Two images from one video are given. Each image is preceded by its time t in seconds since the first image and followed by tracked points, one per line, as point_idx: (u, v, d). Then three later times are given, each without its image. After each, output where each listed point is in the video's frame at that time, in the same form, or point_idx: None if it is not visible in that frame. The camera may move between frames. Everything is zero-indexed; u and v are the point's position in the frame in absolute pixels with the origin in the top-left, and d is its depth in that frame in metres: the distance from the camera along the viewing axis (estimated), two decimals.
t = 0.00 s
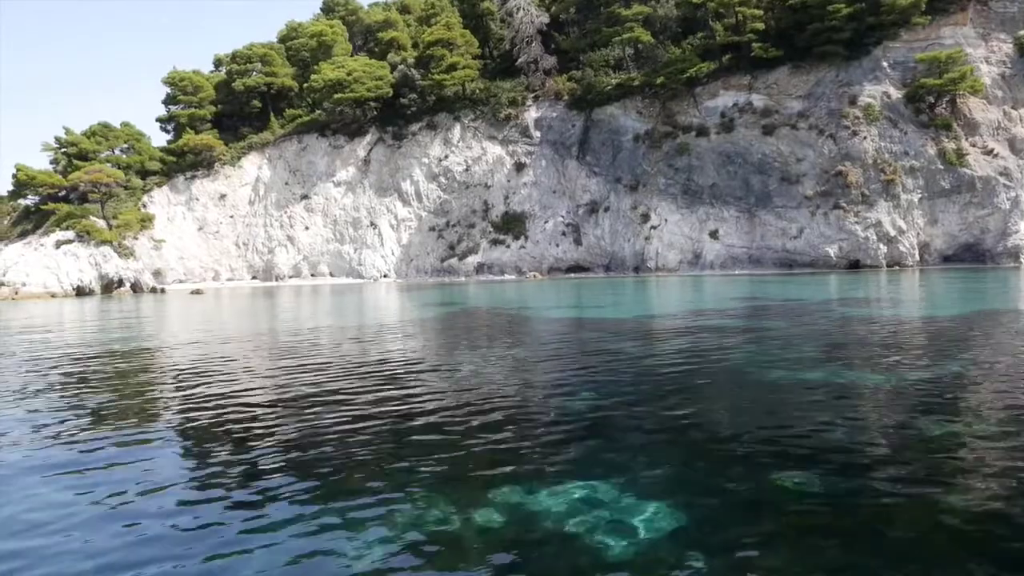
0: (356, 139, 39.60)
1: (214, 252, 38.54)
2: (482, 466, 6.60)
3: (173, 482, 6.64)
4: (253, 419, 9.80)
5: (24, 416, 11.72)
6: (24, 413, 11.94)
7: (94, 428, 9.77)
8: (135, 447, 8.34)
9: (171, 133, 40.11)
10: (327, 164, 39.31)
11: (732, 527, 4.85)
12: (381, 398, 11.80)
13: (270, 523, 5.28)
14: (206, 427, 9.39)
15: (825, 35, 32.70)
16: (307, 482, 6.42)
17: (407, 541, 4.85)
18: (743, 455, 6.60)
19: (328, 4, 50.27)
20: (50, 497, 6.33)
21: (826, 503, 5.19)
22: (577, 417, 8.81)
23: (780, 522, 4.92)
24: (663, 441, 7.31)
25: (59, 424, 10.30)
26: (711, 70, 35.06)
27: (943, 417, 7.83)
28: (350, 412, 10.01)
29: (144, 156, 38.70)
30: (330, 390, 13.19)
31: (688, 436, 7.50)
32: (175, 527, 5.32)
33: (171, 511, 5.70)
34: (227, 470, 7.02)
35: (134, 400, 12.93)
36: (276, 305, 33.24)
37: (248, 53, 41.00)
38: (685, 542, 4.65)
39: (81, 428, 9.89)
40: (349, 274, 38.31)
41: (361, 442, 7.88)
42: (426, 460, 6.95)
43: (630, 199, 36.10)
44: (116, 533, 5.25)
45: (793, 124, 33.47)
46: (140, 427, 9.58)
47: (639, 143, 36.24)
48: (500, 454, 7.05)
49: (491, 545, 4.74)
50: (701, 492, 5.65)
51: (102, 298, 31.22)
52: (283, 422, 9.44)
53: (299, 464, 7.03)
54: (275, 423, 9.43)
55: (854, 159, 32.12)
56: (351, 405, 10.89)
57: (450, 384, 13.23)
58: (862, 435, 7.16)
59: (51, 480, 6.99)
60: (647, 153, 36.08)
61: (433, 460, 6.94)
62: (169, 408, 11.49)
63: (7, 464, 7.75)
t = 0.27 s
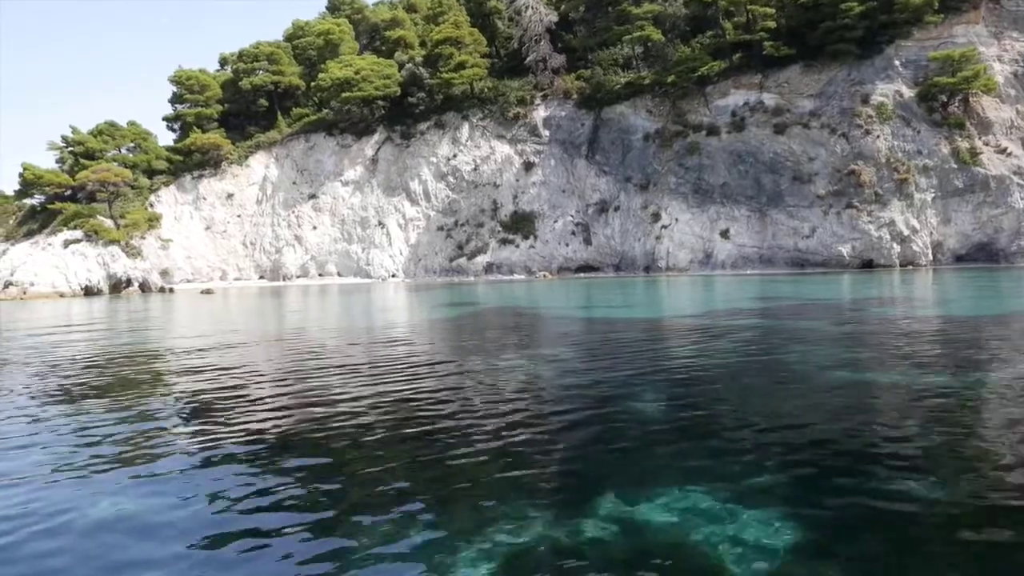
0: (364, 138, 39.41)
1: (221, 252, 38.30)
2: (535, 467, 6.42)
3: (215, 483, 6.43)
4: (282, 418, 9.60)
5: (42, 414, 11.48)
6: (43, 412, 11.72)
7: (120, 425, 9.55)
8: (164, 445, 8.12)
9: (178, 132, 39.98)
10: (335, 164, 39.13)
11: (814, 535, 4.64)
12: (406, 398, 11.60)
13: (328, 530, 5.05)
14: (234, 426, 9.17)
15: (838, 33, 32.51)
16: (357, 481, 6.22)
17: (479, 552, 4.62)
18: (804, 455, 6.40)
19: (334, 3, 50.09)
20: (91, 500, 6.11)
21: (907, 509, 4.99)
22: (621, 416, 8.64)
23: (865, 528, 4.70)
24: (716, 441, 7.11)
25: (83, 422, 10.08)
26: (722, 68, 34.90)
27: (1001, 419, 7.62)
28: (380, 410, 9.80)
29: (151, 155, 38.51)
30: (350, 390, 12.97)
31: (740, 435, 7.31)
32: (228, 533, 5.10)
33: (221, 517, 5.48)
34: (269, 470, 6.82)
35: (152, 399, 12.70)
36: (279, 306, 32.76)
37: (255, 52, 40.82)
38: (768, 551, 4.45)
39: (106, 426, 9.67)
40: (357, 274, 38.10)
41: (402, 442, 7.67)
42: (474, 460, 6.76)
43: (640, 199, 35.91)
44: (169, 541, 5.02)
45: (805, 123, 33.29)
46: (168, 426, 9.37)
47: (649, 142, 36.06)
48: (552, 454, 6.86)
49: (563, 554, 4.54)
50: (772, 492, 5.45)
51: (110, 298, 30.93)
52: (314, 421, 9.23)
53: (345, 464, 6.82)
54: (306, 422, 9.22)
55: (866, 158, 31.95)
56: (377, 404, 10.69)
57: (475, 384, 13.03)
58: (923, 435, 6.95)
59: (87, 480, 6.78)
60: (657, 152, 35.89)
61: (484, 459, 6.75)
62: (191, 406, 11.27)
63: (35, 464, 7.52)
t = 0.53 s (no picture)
0: (370, 137, 39.26)
1: (227, 251, 38.11)
2: (583, 472, 6.28)
3: (254, 486, 6.29)
4: (309, 419, 9.45)
5: (60, 413, 11.32)
6: (61, 411, 11.55)
7: (143, 425, 9.40)
8: (193, 447, 7.97)
9: (183, 131, 39.82)
10: (341, 163, 38.98)
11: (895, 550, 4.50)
12: (428, 398, 11.44)
13: (380, 541, 4.91)
14: (262, 427, 9.00)
15: (848, 32, 32.37)
16: (401, 486, 6.08)
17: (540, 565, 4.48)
18: (862, 461, 6.25)
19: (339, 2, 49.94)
20: (127, 503, 5.97)
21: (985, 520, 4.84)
22: (660, 418, 8.49)
23: (947, 540, 4.55)
24: (766, 444, 6.96)
25: (104, 421, 9.93)
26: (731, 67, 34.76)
27: None
28: (407, 411, 9.65)
29: (157, 155, 38.30)
30: (369, 391, 12.81)
31: (790, 438, 7.16)
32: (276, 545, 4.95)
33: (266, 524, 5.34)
34: (306, 472, 6.68)
35: (169, 400, 12.54)
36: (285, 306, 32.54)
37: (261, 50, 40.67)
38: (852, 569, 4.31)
39: (130, 425, 9.52)
40: (364, 274, 37.91)
41: (438, 443, 7.53)
42: (518, 463, 6.62)
43: (648, 199, 35.76)
44: (216, 551, 4.88)
45: (815, 122, 33.13)
46: (194, 426, 9.21)
47: (657, 141, 35.92)
48: (597, 457, 6.72)
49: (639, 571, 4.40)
50: (829, 499, 5.32)
51: (118, 298, 30.76)
52: (342, 422, 9.09)
53: (384, 467, 6.69)
54: (334, 423, 9.08)
55: (877, 157, 31.80)
56: (402, 404, 10.54)
57: (497, 384, 12.88)
58: (978, 440, 6.81)
59: (120, 481, 6.63)
60: (666, 152, 35.74)
61: (527, 463, 6.61)
62: (211, 406, 11.12)
63: (64, 465, 7.37)
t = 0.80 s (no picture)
0: (378, 137, 39.07)
1: (235, 251, 37.90)
2: (648, 468, 6.10)
3: (307, 483, 6.09)
4: (344, 419, 9.24)
5: (84, 412, 11.09)
6: (84, 410, 11.33)
7: (175, 424, 9.19)
8: (233, 445, 7.77)
9: (190, 130, 39.62)
10: (348, 163, 38.78)
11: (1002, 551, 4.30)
12: (458, 398, 11.24)
13: (452, 538, 4.70)
14: (297, 426, 8.81)
15: (860, 31, 32.22)
16: (462, 484, 5.88)
17: (628, 566, 4.27)
18: (937, 459, 6.06)
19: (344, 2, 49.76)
20: (177, 499, 5.76)
21: None
22: (708, 418, 8.31)
23: None
24: (830, 444, 6.77)
25: (133, 419, 9.72)
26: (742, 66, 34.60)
27: None
28: (444, 412, 9.45)
29: (163, 153, 38.21)
30: (395, 391, 12.60)
31: (852, 439, 6.97)
32: (344, 540, 4.74)
33: (328, 520, 5.12)
34: (357, 469, 6.47)
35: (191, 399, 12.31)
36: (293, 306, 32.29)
37: (268, 49, 40.47)
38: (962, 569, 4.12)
39: (161, 424, 9.31)
40: (372, 274, 37.71)
41: (487, 443, 7.35)
42: (576, 461, 6.43)
43: (659, 198, 35.59)
44: (282, 548, 4.67)
45: (826, 121, 32.97)
46: (228, 425, 9.01)
47: (667, 141, 35.78)
48: (658, 457, 6.53)
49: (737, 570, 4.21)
50: (918, 499, 5.12)
51: (126, 298, 30.51)
52: (379, 422, 8.90)
53: (439, 465, 6.49)
54: (372, 423, 8.87)
55: (890, 157, 31.62)
56: (435, 404, 10.34)
57: (526, 384, 12.68)
58: None
59: (164, 479, 6.41)
60: (676, 151, 35.59)
61: (587, 460, 6.42)
62: (238, 405, 10.91)
63: (102, 462, 7.16)
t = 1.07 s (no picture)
0: (386, 136, 38.89)
1: (243, 251, 37.71)
2: (718, 487, 5.97)
3: (361, 496, 5.93)
4: (381, 423, 9.08)
5: (111, 414, 10.94)
6: (110, 412, 11.17)
7: (210, 428, 9.04)
8: (276, 452, 7.59)
9: (196, 130, 39.43)
10: (356, 162, 38.59)
11: None
12: (490, 400, 11.07)
13: (524, 566, 4.53)
14: (336, 430, 8.63)
15: (872, 29, 32.06)
16: (523, 499, 5.73)
17: None
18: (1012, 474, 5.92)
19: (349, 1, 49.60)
20: (229, 511, 5.61)
21: None
22: (758, 423, 8.17)
23: None
24: (896, 453, 6.62)
25: (165, 423, 9.57)
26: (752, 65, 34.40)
27: None
28: (481, 416, 9.30)
29: (169, 153, 38.05)
30: (423, 392, 12.44)
31: (916, 447, 6.82)
32: (411, 566, 4.58)
33: (391, 541, 4.97)
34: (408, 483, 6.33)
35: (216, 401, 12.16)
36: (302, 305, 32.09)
37: (274, 48, 40.24)
38: None
39: (195, 429, 9.16)
40: (380, 274, 37.52)
41: (541, 452, 7.18)
42: (634, 477, 6.28)
43: (669, 198, 35.43)
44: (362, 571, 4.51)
45: (838, 120, 32.81)
46: (264, 429, 8.85)
47: (677, 140, 35.62)
48: (718, 472, 6.39)
49: None
50: (1010, 526, 5.00)
51: (135, 298, 30.31)
52: (417, 427, 8.74)
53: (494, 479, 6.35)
54: (411, 428, 8.72)
55: (903, 156, 31.41)
56: (468, 407, 10.19)
57: (556, 386, 12.51)
58: None
59: (211, 489, 6.26)
60: (687, 151, 35.41)
61: (646, 476, 6.28)
62: (267, 408, 10.75)
63: (143, 471, 7.02)
